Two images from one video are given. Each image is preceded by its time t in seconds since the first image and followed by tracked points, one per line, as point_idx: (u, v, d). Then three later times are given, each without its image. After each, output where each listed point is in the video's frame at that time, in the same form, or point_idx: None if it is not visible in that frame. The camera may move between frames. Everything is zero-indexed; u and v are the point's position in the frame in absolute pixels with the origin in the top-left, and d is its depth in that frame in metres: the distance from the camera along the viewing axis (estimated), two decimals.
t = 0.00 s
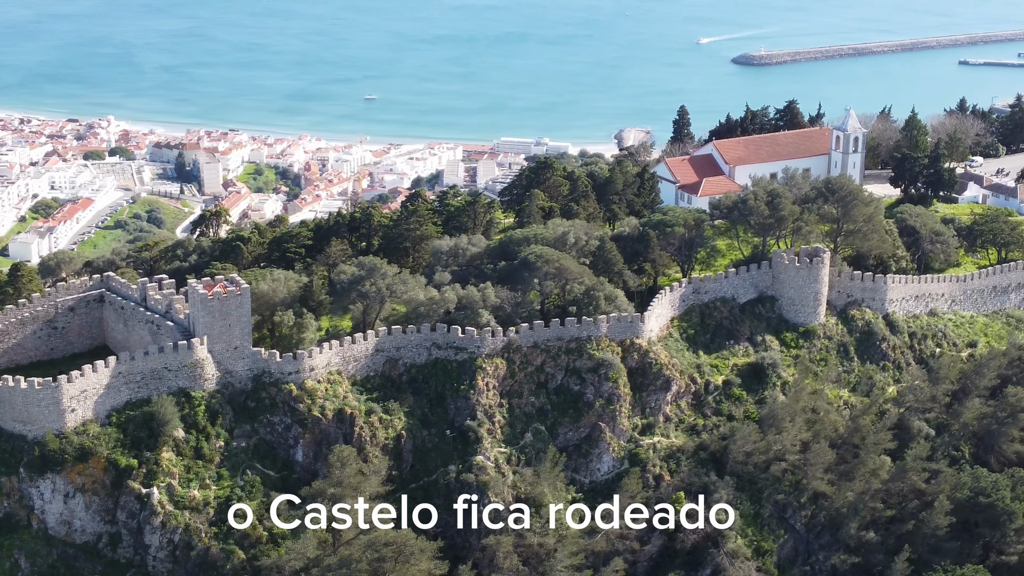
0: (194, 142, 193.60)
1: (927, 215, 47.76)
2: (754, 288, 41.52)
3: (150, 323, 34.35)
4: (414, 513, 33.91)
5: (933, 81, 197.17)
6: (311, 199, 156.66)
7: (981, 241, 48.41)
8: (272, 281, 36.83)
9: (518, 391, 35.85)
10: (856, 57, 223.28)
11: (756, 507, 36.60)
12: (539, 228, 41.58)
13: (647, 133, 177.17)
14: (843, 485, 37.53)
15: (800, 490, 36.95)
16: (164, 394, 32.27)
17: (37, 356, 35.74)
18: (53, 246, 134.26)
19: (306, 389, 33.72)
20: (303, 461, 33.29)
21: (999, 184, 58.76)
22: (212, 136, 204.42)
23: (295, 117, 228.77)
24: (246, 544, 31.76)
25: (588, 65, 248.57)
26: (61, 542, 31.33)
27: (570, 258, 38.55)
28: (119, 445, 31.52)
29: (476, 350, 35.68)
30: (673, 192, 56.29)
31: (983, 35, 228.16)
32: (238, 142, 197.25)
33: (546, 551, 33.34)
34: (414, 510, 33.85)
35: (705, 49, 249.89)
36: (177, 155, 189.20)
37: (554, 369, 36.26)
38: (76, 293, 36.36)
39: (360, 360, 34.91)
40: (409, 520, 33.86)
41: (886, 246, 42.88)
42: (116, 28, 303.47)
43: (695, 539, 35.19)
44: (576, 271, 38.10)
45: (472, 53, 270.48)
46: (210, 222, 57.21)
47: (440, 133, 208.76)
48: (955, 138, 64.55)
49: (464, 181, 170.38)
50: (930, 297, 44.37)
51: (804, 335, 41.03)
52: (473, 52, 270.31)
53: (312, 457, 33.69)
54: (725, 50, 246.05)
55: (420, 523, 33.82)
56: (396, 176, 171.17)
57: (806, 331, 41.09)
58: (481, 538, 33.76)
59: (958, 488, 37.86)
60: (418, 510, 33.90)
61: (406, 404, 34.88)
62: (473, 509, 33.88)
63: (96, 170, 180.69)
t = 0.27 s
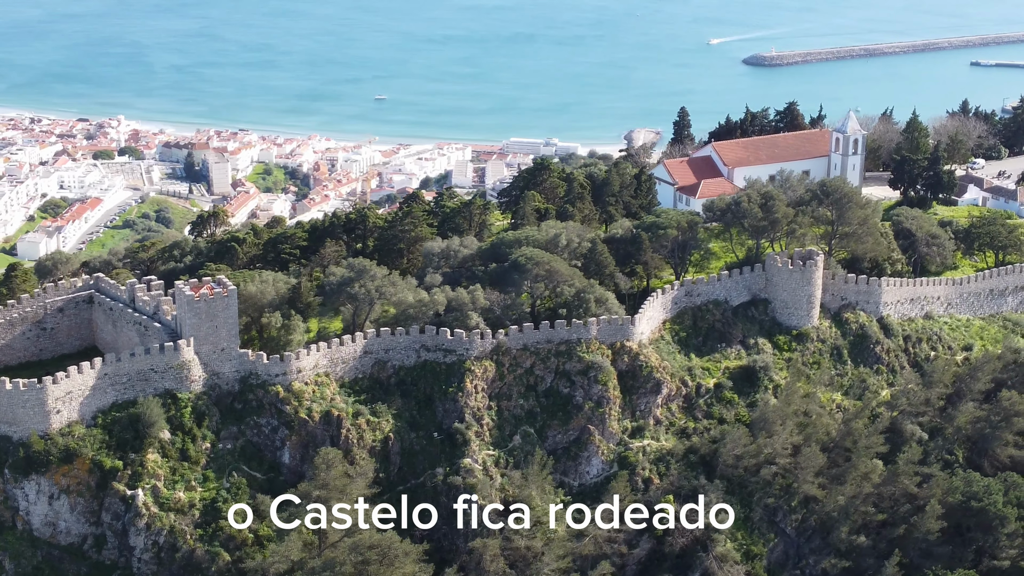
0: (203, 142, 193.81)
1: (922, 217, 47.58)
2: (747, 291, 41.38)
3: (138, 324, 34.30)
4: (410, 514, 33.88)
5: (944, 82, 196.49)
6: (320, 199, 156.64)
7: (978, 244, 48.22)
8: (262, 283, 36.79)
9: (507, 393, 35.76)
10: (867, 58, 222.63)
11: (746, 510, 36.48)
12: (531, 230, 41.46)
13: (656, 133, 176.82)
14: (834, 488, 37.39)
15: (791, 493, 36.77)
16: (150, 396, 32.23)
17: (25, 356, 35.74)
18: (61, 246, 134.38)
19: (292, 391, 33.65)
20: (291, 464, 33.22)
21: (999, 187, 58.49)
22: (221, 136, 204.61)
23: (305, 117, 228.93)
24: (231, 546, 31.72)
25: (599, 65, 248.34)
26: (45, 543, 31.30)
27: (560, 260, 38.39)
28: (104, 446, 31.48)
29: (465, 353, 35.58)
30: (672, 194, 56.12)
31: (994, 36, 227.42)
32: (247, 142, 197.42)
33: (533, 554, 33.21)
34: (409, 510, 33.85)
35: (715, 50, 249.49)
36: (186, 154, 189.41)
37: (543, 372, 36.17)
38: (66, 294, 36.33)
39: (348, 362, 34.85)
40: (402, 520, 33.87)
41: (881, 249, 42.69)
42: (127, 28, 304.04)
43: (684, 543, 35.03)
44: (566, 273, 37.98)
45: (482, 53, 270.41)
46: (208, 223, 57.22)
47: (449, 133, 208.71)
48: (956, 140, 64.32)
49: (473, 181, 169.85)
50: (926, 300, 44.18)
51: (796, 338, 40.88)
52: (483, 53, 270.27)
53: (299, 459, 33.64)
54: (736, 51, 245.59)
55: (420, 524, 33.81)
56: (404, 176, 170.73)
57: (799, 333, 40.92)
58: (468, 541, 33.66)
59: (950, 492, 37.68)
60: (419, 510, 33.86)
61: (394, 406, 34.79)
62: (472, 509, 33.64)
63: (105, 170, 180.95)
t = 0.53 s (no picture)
0: (214, 142, 193.97)
1: (919, 220, 47.33)
2: (739, 294, 41.20)
3: (124, 325, 34.21)
4: (410, 514, 33.83)
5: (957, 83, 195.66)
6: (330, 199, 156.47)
7: (975, 247, 47.95)
8: (250, 284, 36.69)
9: (495, 396, 35.62)
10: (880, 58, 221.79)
11: (735, 514, 36.29)
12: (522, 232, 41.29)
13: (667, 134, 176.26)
14: (825, 493, 37.20)
15: (780, 498, 36.59)
16: (134, 398, 32.16)
17: (13, 356, 35.67)
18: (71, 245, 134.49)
19: (278, 393, 33.55)
20: (276, 466, 33.13)
21: (1000, 189, 58.15)
22: (232, 135, 204.73)
23: (316, 117, 229.03)
24: (215, 549, 31.62)
25: (611, 66, 247.99)
26: (28, 544, 31.25)
27: (550, 262, 38.21)
28: (88, 448, 31.42)
29: (453, 355, 35.45)
30: (670, 196, 55.93)
31: (1008, 38, 226.48)
32: (258, 142, 197.53)
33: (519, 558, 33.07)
34: (408, 511, 33.80)
35: (728, 50, 248.97)
36: (197, 154, 189.64)
37: (532, 374, 36.00)
38: (54, 294, 36.27)
39: (335, 364, 34.75)
40: (402, 520, 33.87)
41: (876, 251, 42.45)
42: (140, 27, 304.66)
43: (671, 547, 34.88)
44: (556, 276, 37.80)
45: (494, 54, 270.25)
46: (206, 223, 57.16)
47: (460, 134, 208.58)
48: (958, 142, 64.01)
49: (482, 181, 169.89)
50: (921, 303, 43.95)
51: (789, 341, 40.66)
52: (495, 53, 270.11)
53: (284, 461, 33.53)
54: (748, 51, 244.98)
55: (421, 524, 33.69)
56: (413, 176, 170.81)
57: (792, 337, 40.70)
58: (453, 544, 33.56)
59: (941, 497, 37.44)
60: (419, 510, 33.76)
61: (380, 409, 34.67)
62: (464, 512, 33.46)
63: (116, 169, 181.18)
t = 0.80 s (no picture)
0: (222, 141, 194.10)
1: (916, 222, 47.12)
2: (734, 296, 41.02)
3: (114, 325, 34.16)
4: (411, 514, 33.71)
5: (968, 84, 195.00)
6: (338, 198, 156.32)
7: (973, 250, 47.72)
8: (241, 284, 36.59)
9: (485, 398, 35.50)
10: (891, 58, 221.04)
11: (725, 518, 36.19)
12: (514, 233, 41.13)
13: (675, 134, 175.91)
14: (817, 495, 37.03)
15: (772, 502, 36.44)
16: (122, 399, 32.06)
17: (3, 357, 35.64)
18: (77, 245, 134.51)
19: (267, 394, 33.44)
20: (264, 468, 33.04)
21: (1001, 191, 57.85)
22: (241, 135, 204.78)
23: (325, 117, 229.10)
24: (202, 550, 31.59)
25: (620, 66, 247.73)
26: (15, 546, 31.19)
27: (542, 263, 37.99)
28: (74, 449, 31.33)
29: (443, 357, 35.33)
30: (668, 197, 55.75)
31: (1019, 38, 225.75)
32: (267, 141, 197.60)
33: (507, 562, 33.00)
34: (409, 510, 33.68)
35: (737, 51, 248.59)
36: (205, 154, 189.77)
37: (523, 377, 35.90)
38: (45, 295, 36.21)
39: (325, 365, 34.63)
40: (403, 520, 33.80)
41: (871, 254, 42.24)
42: (150, 27, 305.13)
43: (661, 551, 34.82)
44: (548, 277, 37.62)
45: (503, 54, 270.15)
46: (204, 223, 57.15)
47: (468, 134, 208.49)
48: (958, 144, 63.73)
49: (490, 181, 168.85)
50: (916, 305, 43.80)
51: (783, 343, 40.51)
52: (504, 53, 270.01)
53: (272, 463, 33.41)
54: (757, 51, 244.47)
55: (422, 523, 33.55)
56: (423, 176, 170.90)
57: (786, 339, 40.55)
58: (442, 546, 33.55)
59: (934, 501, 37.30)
60: (419, 510, 33.63)
61: (370, 410, 34.54)
62: (452, 514, 33.41)
63: (124, 168, 181.32)
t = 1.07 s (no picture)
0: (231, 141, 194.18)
1: (914, 224, 46.89)
2: (727, 298, 40.84)
3: (102, 326, 34.06)
4: (411, 514, 33.49)
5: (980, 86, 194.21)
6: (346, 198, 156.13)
7: (972, 252, 47.45)
8: (231, 285, 36.48)
9: (474, 401, 35.35)
10: (902, 59, 220.25)
11: (716, 523, 35.99)
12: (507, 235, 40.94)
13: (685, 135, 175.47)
14: (808, 499, 36.82)
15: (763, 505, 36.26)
16: (108, 401, 31.97)
17: None
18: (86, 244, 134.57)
19: (254, 396, 33.32)
20: (251, 470, 32.90)
21: (1002, 193, 57.54)
22: (251, 135, 204.89)
23: (335, 117, 229.16)
24: (188, 552, 31.52)
25: (631, 66, 247.39)
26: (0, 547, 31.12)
27: (533, 266, 37.81)
28: (60, 450, 31.23)
29: (432, 358, 35.18)
30: (668, 199, 55.57)
31: None
32: (276, 142, 197.65)
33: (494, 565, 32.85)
34: (407, 510, 33.48)
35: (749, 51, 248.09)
36: (214, 153, 189.85)
37: (513, 379, 35.74)
38: (34, 295, 36.13)
39: (313, 367, 34.52)
40: (402, 520, 33.63)
41: (866, 257, 42.02)
42: (161, 26, 305.60)
43: (651, 555, 34.64)
44: (539, 279, 37.43)
45: (515, 54, 269.99)
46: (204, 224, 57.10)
47: (478, 134, 208.33)
48: (960, 146, 63.40)
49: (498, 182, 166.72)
50: (913, 308, 43.53)
51: (777, 346, 40.27)
52: (515, 54, 269.83)
53: (260, 465, 33.29)
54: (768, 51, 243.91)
55: (419, 524, 33.34)
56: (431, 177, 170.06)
57: (780, 342, 40.32)
58: (429, 548, 33.41)
59: (927, 506, 37.06)
60: (417, 511, 33.43)
61: (358, 413, 34.43)
62: (439, 516, 33.29)
63: (134, 168, 181.47)
